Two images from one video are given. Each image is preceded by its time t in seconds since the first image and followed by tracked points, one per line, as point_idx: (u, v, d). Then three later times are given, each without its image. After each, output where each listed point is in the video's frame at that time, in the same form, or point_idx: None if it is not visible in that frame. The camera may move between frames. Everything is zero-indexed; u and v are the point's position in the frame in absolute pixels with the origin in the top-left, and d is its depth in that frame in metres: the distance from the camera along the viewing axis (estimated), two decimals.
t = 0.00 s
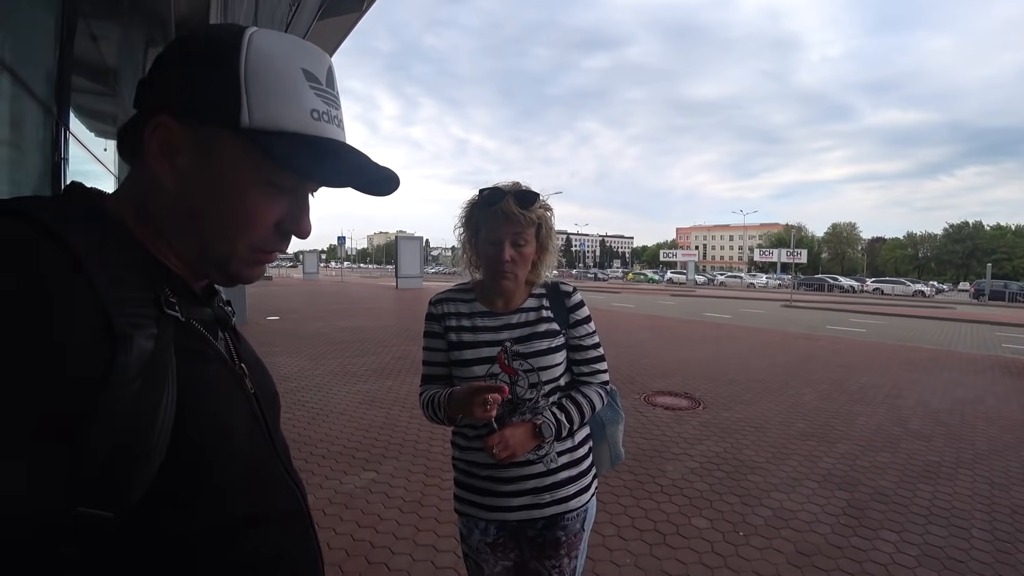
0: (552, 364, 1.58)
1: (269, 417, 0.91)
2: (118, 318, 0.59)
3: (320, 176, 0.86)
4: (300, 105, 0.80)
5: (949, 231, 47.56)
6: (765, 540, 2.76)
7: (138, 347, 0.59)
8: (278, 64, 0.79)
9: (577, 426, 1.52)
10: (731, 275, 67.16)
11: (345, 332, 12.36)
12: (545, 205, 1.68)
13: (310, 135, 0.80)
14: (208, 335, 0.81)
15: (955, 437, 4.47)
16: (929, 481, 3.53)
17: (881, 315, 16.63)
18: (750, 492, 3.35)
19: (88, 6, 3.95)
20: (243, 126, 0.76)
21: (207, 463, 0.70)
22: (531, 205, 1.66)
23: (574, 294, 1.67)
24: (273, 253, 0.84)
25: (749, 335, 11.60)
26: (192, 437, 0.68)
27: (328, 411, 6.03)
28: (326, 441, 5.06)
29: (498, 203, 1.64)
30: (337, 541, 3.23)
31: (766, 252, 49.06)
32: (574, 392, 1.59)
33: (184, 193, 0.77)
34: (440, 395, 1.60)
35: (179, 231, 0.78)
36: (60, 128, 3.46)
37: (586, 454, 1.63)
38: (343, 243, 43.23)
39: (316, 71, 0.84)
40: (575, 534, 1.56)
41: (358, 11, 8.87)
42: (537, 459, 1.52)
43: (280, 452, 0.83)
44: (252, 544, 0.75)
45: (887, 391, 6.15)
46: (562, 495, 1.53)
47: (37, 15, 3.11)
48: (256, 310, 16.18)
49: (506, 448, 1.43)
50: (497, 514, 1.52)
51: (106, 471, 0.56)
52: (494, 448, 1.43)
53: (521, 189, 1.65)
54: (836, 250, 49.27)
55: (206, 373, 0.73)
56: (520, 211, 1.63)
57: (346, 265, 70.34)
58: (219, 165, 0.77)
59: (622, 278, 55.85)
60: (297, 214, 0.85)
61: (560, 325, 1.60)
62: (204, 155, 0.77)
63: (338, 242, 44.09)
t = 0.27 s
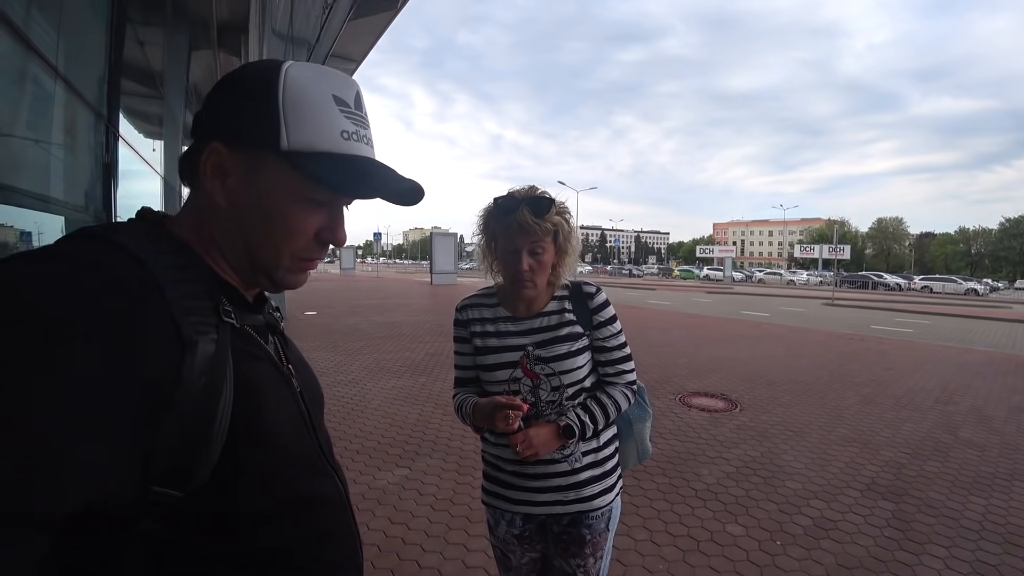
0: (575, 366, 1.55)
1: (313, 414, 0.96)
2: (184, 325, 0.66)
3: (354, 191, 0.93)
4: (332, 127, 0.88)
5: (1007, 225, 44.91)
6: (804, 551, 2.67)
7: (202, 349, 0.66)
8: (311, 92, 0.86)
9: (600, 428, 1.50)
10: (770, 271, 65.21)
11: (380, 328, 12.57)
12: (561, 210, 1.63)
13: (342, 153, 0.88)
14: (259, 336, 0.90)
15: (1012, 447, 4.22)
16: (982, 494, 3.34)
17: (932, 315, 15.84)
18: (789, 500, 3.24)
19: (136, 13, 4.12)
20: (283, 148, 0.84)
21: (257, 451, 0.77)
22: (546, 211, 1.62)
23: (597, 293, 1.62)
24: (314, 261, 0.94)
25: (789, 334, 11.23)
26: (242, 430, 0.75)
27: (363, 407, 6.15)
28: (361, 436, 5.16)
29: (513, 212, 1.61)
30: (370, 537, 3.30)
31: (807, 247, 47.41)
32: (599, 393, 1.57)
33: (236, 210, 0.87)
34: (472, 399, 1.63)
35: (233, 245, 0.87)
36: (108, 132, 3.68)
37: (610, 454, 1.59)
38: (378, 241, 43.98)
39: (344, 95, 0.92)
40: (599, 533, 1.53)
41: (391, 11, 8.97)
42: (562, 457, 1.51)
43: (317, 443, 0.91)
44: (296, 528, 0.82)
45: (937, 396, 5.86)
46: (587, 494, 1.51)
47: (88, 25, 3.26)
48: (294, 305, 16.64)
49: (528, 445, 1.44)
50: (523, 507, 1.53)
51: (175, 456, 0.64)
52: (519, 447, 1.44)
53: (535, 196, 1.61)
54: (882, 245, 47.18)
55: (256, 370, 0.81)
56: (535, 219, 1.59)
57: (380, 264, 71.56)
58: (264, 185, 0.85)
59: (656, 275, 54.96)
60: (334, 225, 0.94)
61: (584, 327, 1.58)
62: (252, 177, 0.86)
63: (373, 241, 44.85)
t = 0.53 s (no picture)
0: (603, 370, 1.54)
1: (349, 430, 0.97)
2: (238, 338, 0.72)
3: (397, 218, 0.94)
4: (374, 157, 0.91)
5: None
6: (850, 557, 2.58)
7: (250, 359, 0.71)
8: (355, 125, 0.89)
9: (631, 429, 1.49)
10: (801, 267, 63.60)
11: (408, 335, 12.71)
12: (587, 214, 1.62)
13: (384, 182, 0.91)
14: (300, 353, 0.89)
15: None
16: None
17: (977, 308, 15.17)
18: (831, 504, 3.13)
19: (165, 37, 4.29)
20: (329, 177, 0.87)
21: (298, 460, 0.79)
22: (571, 217, 1.61)
23: (625, 294, 1.61)
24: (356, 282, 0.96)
25: (825, 332, 10.90)
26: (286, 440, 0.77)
27: (395, 414, 6.22)
28: (393, 444, 5.22)
29: (538, 218, 1.61)
30: (405, 544, 3.32)
31: (840, 241, 46.06)
32: (628, 395, 1.55)
33: (285, 235, 0.90)
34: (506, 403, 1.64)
35: (283, 267, 0.91)
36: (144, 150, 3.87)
37: (642, 456, 1.57)
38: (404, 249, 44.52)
39: (387, 127, 0.95)
40: (630, 535, 1.51)
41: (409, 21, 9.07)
42: (592, 459, 1.49)
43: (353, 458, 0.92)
44: (328, 537, 0.83)
45: (986, 393, 5.61)
46: (617, 494, 1.49)
47: (120, 50, 3.38)
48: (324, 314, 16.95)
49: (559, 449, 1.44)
50: (555, 504, 1.53)
51: (219, 457, 0.67)
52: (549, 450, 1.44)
53: (560, 202, 1.60)
54: (920, 235, 45.54)
55: (299, 383, 0.82)
56: (560, 225, 1.58)
57: (407, 272, 72.43)
58: (311, 212, 0.89)
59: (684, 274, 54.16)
60: (376, 249, 0.96)
61: (612, 329, 1.56)
62: (300, 204, 0.89)
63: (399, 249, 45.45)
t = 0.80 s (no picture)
0: (610, 375, 1.52)
1: (347, 439, 0.97)
2: (239, 345, 0.71)
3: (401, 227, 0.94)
4: (378, 165, 0.91)
5: None
6: (859, 563, 2.54)
7: (252, 367, 0.71)
8: (361, 133, 0.89)
9: (634, 438, 1.45)
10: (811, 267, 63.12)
11: (416, 333, 12.74)
12: (602, 216, 1.61)
13: (388, 190, 0.91)
14: (303, 361, 0.90)
15: None
16: None
17: (990, 310, 14.98)
18: (841, 508, 3.10)
19: (174, 36, 4.31)
20: (333, 185, 0.87)
21: (296, 469, 0.78)
22: (587, 217, 1.60)
23: (638, 298, 1.58)
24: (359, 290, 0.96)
25: (835, 333, 10.81)
26: (286, 451, 0.77)
27: (401, 412, 6.23)
28: (399, 442, 5.22)
29: (553, 218, 1.60)
30: (409, 544, 3.32)
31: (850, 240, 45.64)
32: (636, 403, 1.52)
33: (290, 243, 0.89)
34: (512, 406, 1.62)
35: (287, 275, 0.90)
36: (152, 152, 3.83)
37: (649, 463, 1.54)
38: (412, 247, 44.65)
39: (390, 136, 0.95)
40: (629, 546, 1.48)
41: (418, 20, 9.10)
42: (592, 464, 1.48)
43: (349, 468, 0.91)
44: (321, 547, 0.82)
45: (1000, 396, 5.52)
46: (616, 502, 1.47)
47: (130, 49, 3.40)
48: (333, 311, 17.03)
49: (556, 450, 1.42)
50: (556, 509, 1.52)
51: (215, 467, 0.66)
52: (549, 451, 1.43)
53: (576, 202, 1.59)
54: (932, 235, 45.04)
55: (301, 393, 0.83)
56: (575, 226, 1.58)
57: (414, 270, 72.62)
58: (316, 219, 0.88)
59: (691, 273, 53.91)
60: (379, 256, 0.95)
61: (622, 334, 1.54)
62: (307, 211, 0.88)
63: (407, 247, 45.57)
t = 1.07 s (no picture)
0: (628, 367, 1.50)
1: (355, 430, 0.98)
2: (244, 338, 0.72)
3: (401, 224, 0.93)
4: (377, 160, 0.91)
5: None
6: (874, 558, 2.52)
7: (257, 359, 0.72)
8: (359, 127, 0.90)
9: (649, 436, 1.44)
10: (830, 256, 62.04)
11: (430, 320, 12.82)
12: (627, 199, 1.60)
13: (386, 185, 0.91)
14: (308, 353, 0.91)
15: None
16: None
17: (1017, 302, 14.59)
18: (857, 502, 3.06)
19: (190, 26, 4.34)
20: (330, 179, 0.87)
21: (303, 460, 0.79)
22: (612, 198, 1.60)
23: (662, 289, 1.56)
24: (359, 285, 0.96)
25: (855, 324, 10.62)
26: (292, 442, 0.77)
27: (416, 399, 6.29)
28: (413, 428, 5.28)
29: (578, 197, 1.60)
30: (422, 529, 3.37)
31: (873, 228, 44.66)
32: (653, 398, 1.50)
33: (287, 236, 0.90)
34: (522, 406, 1.62)
35: (284, 267, 0.90)
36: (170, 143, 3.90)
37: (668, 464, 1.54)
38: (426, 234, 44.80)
39: (391, 129, 0.96)
40: (644, 549, 1.47)
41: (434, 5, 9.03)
42: (603, 462, 1.47)
43: (358, 459, 0.92)
44: (330, 537, 0.83)
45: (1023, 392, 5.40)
46: (627, 506, 1.46)
47: (148, 39, 3.44)
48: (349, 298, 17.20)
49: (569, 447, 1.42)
50: (564, 510, 1.52)
51: (223, 460, 0.66)
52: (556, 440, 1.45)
53: (602, 182, 1.59)
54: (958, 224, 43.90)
55: (307, 383, 0.84)
56: (600, 206, 1.57)
57: (429, 257, 72.91)
58: (314, 214, 0.88)
59: (708, 262, 53.31)
60: (379, 251, 0.95)
61: (643, 325, 1.52)
62: (304, 207, 0.89)
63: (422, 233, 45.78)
